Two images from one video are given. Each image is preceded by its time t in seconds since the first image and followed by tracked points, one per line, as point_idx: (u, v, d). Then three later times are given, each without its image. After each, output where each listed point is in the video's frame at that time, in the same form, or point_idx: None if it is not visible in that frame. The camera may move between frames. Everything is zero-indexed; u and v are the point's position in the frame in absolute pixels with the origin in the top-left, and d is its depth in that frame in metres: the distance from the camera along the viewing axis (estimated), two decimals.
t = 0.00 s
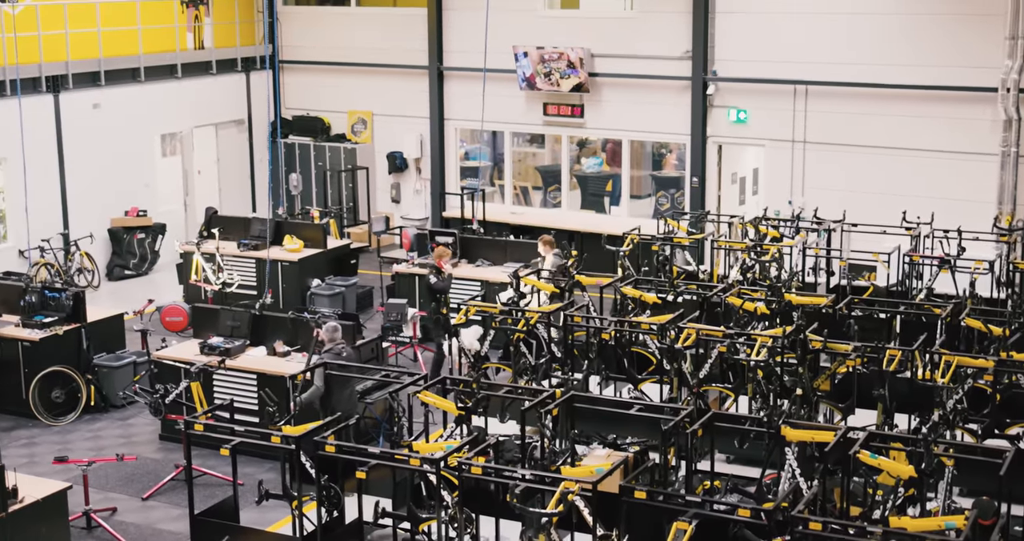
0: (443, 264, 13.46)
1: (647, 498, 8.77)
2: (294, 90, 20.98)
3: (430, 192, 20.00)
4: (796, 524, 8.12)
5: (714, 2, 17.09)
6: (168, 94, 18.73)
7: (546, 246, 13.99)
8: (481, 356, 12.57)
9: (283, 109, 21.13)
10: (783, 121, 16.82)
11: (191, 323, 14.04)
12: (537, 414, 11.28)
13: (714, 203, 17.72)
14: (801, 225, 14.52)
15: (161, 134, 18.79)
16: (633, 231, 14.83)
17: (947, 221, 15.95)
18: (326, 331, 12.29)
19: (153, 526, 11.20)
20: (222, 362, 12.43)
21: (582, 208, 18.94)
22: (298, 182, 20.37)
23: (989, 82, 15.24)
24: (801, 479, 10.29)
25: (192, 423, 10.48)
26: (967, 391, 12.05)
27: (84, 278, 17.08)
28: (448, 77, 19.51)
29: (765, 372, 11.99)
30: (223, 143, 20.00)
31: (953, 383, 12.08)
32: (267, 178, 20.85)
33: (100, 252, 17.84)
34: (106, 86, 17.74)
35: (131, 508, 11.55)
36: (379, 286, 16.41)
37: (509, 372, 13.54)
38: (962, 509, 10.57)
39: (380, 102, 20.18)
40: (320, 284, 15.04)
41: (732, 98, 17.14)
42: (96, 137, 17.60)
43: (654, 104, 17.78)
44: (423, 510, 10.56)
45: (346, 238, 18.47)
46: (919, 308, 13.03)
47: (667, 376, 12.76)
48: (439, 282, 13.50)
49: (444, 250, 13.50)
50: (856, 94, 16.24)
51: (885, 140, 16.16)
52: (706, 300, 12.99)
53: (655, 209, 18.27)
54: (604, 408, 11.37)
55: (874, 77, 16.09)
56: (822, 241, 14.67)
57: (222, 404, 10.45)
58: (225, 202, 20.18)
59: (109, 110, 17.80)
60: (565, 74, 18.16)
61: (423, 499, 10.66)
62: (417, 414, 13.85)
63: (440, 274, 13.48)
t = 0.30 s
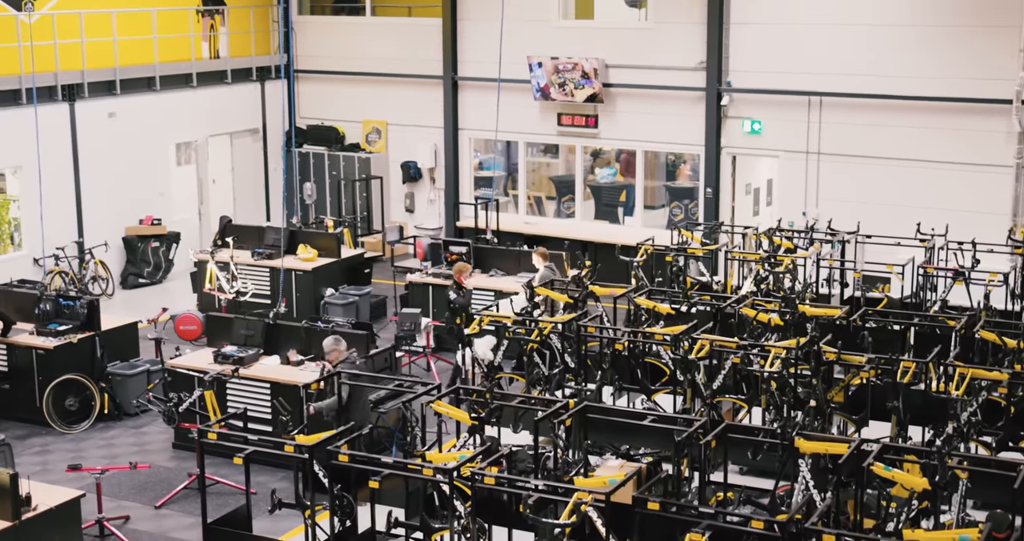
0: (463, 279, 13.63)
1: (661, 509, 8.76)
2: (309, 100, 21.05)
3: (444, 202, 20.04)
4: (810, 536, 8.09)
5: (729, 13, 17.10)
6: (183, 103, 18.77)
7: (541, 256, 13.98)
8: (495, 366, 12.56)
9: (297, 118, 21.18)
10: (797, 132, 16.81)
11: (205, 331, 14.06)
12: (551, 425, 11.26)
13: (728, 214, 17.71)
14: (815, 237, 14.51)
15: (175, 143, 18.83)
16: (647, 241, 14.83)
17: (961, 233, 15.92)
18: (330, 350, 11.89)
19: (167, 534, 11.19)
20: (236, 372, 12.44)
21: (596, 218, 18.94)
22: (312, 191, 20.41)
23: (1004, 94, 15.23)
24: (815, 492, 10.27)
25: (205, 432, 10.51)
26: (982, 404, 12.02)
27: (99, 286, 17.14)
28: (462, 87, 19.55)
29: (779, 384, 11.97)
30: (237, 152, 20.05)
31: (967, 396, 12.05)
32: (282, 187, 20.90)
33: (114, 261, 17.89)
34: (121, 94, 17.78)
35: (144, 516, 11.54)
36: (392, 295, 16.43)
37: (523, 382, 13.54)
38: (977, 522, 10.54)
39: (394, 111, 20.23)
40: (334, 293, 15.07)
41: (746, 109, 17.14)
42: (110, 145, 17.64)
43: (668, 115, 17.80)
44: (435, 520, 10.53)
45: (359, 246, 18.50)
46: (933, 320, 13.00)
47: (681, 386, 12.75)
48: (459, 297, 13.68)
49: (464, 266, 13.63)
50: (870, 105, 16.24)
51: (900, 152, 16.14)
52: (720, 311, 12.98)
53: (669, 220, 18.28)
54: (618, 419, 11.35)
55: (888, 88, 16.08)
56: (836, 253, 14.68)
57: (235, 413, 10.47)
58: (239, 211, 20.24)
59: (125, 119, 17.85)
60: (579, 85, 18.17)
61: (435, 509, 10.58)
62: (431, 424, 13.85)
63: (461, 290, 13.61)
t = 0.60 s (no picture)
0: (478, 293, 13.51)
1: (675, 520, 8.77)
2: (325, 109, 21.13)
3: (459, 211, 20.08)
4: None
5: (744, 24, 17.11)
6: (199, 112, 18.85)
7: (537, 260, 13.89)
8: (509, 376, 12.58)
9: (313, 128, 21.26)
10: (812, 143, 16.80)
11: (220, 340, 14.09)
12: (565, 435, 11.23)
13: (743, 224, 17.69)
14: (830, 247, 14.50)
15: (191, 152, 18.89)
16: (661, 252, 14.83)
17: (977, 244, 15.87)
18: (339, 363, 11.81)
19: None
20: (251, 380, 12.45)
21: (610, 228, 18.95)
22: (327, 200, 20.48)
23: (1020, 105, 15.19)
24: (830, 503, 10.24)
25: (221, 440, 10.53)
26: (998, 416, 11.97)
27: (115, 294, 17.22)
28: (478, 97, 19.60)
29: (794, 395, 11.93)
30: (254, 161, 20.14)
31: (983, 408, 12.02)
32: (298, 197, 20.97)
33: (130, 269, 17.94)
34: (138, 104, 17.85)
35: (158, 524, 11.53)
36: (407, 304, 16.47)
37: (537, 393, 13.54)
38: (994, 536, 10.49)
39: (409, 121, 20.28)
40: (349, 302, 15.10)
41: (762, 119, 17.14)
42: (127, 155, 17.71)
43: (683, 125, 17.80)
44: (450, 530, 10.32)
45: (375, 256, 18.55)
46: (949, 332, 12.97)
47: (695, 397, 12.72)
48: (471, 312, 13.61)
49: (480, 280, 13.63)
50: (886, 116, 16.22)
51: (916, 163, 16.10)
52: (735, 322, 12.96)
53: (684, 230, 18.28)
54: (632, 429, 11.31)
55: (904, 99, 16.06)
56: (851, 263, 14.68)
57: (250, 421, 10.49)
58: (256, 220, 20.33)
59: (142, 128, 17.92)
60: (595, 95, 18.19)
61: (449, 519, 10.45)
62: (445, 433, 13.85)
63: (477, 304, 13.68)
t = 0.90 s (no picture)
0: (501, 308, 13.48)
1: (690, 532, 8.74)
2: (341, 118, 21.18)
3: (475, 220, 20.09)
4: None
5: (761, 34, 17.10)
6: (216, 121, 18.90)
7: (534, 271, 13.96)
8: (525, 385, 12.57)
9: (330, 137, 21.32)
10: (828, 153, 16.77)
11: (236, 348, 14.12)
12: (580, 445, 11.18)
13: (759, 234, 17.66)
14: (846, 258, 14.47)
15: (207, 161, 18.94)
16: (677, 262, 14.82)
17: (994, 255, 15.82)
18: (353, 375, 11.80)
19: None
20: (266, 389, 12.45)
21: (626, 237, 18.92)
22: (343, 209, 20.53)
23: None
24: (846, 514, 10.19)
25: (236, 449, 10.54)
26: (1015, 428, 11.90)
27: (131, 302, 17.27)
28: (494, 107, 19.63)
29: (809, 406, 11.88)
30: (270, 170, 20.20)
31: (1000, 420, 11.94)
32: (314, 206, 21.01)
33: (146, 277, 17.98)
34: (155, 112, 17.91)
35: (173, 532, 11.53)
36: (423, 313, 16.50)
37: (552, 402, 13.54)
38: None
39: (425, 130, 20.31)
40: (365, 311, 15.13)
41: (778, 129, 17.12)
42: (144, 163, 17.77)
43: (698, 135, 17.79)
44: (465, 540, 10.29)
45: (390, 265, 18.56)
46: (966, 343, 12.92)
47: (710, 407, 12.69)
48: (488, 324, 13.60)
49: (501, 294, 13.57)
50: (902, 126, 16.19)
51: (933, 174, 16.05)
52: (751, 332, 12.93)
53: (700, 240, 18.23)
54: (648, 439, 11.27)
55: (920, 109, 16.03)
56: (868, 274, 14.66)
57: (266, 430, 10.51)
58: (271, 228, 20.38)
59: (159, 137, 17.96)
60: (611, 104, 18.20)
61: (464, 529, 10.47)
62: (460, 442, 13.85)
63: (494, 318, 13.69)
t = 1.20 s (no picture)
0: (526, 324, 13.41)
1: None
2: (357, 127, 21.22)
3: (490, 229, 20.10)
4: None
5: (778, 44, 17.08)
6: (232, 129, 18.95)
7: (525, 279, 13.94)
8: (540, 395, 12.56)
9: (346, 145, 21.36)
10: (844, 163, 16.74)
11: (251, 356, 14.13)
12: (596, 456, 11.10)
13: (775, 244, 17.62)
14: (863, 268, 14.44)
15: (224, 169, 18.98)
16: (693, 272, 14.80)
17: (1012, 266, 15.76)
18: (369, 383, 11.78)
19: None
20: (282, 397, 12.43)
21: (642, 247, 18.88)
22: (359, 218, 20.60)
23: None
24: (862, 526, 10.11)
25: (252, 458, 10.54)
26: None
27: (147, 310, 17.31)
28: (510, 116, 19.65)
29: (825, 417, 11.80)
30: (286, 180, 20.27)
31: (1017, 432, 11.84)
32: (330, 214, 21.05)
33: (162, 285, 18.00)
34: (173, 121, 17.96)
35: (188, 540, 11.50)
36: (438, 322, 16.51)
37: (567, 412, 13.53)
38: None
39: (441, 139, 20.34)
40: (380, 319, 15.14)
41: (794, 139, 17.10)
42: (161, 171, 17.81)
43: (714, 145, 17.79)
44: None
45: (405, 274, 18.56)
46: (982, 354, 12.87)
47: (726, 418, 12.63)
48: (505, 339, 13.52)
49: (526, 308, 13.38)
50: (919, 137, 16.15)
51: (949, 184, 16.01)
52: (767, 343, 12.90)
53: (715, 250, 18.21)
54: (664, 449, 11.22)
55: (937, 120, 16.00)
56: (884, 284, 14.62)
57: (282, 438, 10.51)
58: (287, 237, 20.43)
59: (176, 145, 18.01)
60: (627, 114, 18.19)
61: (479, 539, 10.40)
62: (476, 452, 13.84)
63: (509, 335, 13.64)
